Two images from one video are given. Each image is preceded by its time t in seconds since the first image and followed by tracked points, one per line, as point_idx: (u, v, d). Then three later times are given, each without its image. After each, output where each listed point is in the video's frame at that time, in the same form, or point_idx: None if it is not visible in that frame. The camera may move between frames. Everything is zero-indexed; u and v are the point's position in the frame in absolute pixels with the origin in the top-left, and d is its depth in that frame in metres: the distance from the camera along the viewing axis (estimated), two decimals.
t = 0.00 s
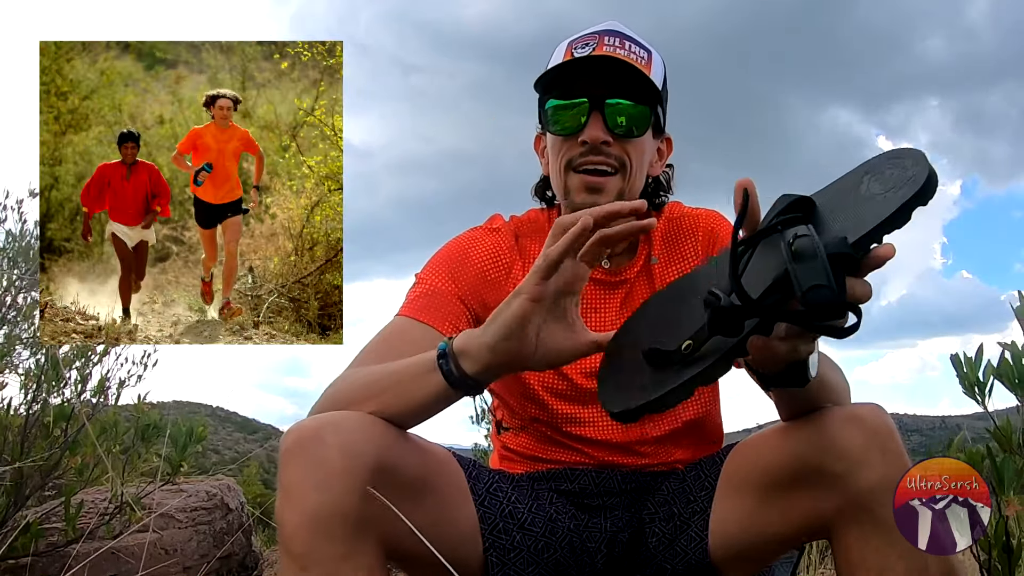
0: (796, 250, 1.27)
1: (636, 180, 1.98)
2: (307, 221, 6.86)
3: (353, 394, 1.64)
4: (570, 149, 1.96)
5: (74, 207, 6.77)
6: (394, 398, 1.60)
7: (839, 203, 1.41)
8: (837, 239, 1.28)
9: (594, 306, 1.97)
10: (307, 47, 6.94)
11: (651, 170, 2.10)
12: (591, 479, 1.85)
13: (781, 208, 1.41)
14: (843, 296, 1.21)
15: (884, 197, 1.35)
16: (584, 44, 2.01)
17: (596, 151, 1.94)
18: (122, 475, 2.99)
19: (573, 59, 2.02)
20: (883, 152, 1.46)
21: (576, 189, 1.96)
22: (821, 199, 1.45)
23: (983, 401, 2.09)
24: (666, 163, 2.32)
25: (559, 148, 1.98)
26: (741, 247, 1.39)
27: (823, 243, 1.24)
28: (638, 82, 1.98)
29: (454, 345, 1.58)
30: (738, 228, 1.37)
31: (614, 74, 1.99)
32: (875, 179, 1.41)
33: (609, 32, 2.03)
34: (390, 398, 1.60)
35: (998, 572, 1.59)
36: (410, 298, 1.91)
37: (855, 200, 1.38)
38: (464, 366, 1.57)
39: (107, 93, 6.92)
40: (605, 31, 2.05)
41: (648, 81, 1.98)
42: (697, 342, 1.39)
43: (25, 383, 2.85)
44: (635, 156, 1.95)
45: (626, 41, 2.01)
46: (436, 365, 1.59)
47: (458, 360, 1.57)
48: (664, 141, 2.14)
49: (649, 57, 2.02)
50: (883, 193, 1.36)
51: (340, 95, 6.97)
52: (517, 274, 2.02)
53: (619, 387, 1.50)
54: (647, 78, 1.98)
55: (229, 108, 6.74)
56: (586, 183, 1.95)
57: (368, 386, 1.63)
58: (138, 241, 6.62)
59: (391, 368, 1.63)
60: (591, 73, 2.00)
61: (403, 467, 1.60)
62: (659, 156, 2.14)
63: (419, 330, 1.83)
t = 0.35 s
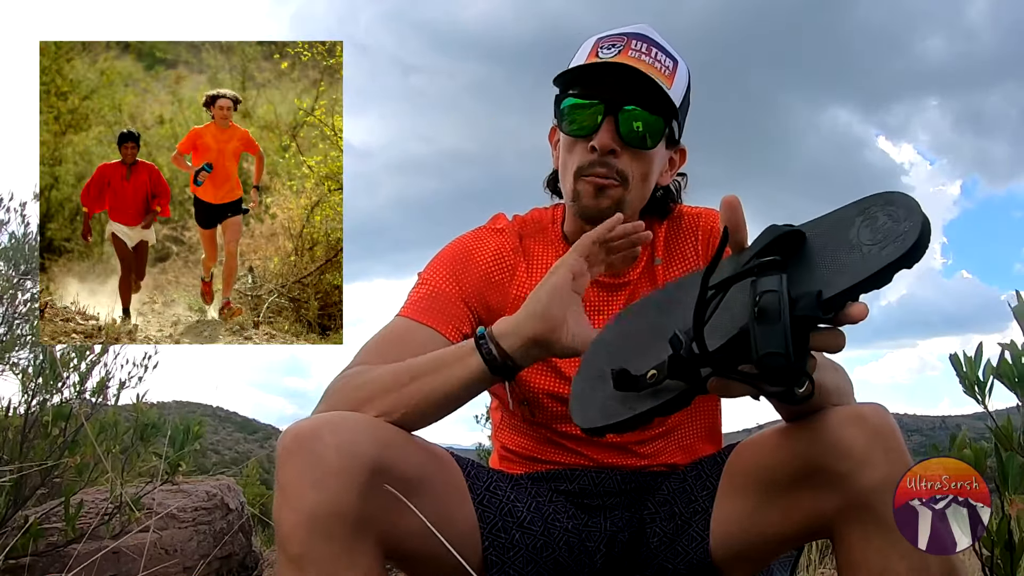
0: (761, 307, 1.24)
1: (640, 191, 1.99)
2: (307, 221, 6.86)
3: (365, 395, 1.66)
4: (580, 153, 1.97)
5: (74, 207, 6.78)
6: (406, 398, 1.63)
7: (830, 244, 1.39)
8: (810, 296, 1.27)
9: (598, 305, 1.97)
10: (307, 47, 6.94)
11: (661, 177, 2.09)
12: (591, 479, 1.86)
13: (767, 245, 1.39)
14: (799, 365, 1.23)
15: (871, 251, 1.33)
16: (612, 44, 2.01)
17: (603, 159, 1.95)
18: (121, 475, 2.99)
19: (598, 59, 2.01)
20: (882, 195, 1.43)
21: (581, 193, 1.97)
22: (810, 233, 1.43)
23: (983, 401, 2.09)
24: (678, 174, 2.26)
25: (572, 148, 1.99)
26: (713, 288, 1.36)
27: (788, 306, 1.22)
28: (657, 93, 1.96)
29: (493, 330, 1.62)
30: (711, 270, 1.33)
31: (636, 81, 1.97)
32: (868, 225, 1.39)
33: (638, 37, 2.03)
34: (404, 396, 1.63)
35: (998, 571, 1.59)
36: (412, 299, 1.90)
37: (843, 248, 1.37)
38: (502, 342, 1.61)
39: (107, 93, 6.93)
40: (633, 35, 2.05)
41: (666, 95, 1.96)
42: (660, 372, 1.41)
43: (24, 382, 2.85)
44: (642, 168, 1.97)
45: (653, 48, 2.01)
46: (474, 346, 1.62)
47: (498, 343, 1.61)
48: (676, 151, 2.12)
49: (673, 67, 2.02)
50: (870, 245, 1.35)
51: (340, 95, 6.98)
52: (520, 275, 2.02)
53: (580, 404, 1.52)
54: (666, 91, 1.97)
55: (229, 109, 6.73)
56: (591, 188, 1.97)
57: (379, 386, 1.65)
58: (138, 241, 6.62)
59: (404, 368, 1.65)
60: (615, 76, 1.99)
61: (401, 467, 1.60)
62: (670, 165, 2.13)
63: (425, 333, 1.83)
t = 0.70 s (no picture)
0: (784, 320, 1.25)
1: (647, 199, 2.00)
2: (307, 221, 6.86)
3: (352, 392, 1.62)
4: (586, 165, 1.97)
5: (74, 207, 6.78)
6: (394, 392, 1.58)
7: (850, 259, 1.38)
8: (827, 311, 1.27)
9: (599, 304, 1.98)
10: (307, 47, 6.94)
11: (663, 175, 2.09)
12: (590, 478, 1.85)
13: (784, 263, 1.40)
14: (815, 379, 1.23)
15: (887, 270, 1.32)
16: (612, 49, 2.01)
17: (615, 171, 1.96)
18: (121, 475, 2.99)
19: (600, 65, 2.00)
20: (906, 214, 1.40)
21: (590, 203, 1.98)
22: (832, 248, 1.43)
23: (980, 402, 2.09)
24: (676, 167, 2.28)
25: (576, 161, 1.98)
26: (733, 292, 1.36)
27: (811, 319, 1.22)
28: (663, 100, 1.97)
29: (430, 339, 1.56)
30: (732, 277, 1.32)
31: (640, 91, 1.98)
32: (889, 243, 1.38)
33: (638, 40, 2.03)
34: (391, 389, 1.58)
35: (998, 572, 1.59)
36: (412, 299, 1.91)
37: (860, 267, 1.36)
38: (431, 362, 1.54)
39: (107, 93, 6.92)
40: (630, 37, 2.04)
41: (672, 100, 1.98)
42: (668, 371, 1.43)
43: (24, 382, 2.85)
44: (650, 177, 1.97)
45: (654, 52, 2.02)
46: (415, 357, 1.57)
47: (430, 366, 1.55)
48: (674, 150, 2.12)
49: (674, 71, 2.03)
50: (892, 263, 1.33)
51: (340, 95, 6.98)
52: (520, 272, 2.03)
53: (585, 400, 1.56)
54: (671, 97, 1.98)
55: (229, 108, 6.72)
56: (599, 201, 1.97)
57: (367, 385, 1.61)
58: (138, 241, 6.62)
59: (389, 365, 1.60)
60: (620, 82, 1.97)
61: (401, 467, 1.60)
62: (669, 161, 2.14)
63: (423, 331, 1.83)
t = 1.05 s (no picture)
0: (766, 292, 1.15)
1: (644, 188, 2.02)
2: (308, 222, 6.86)
3: (359, 394, 1.64)
4: (580, 164, 1.98)
5: (74, 207, 6.78)
6: (404, 398, 1.59)
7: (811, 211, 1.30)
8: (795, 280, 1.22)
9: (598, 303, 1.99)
10: (307, 47, 6.94)
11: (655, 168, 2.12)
12: (590, 477, 1.85)
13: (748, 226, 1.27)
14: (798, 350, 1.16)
15: (859, 235, 1.23)
16: (588, 47, 2.04)
17: (610, 164, 1.97)
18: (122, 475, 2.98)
19: (577, 65, 2.03)
20: (856, 168, 1.28)
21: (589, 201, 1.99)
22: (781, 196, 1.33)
23: (979, 401, 2.09)
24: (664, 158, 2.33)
25: (569, 162, 2.00)
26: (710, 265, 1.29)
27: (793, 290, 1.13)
28: (645, 87, 2.00)
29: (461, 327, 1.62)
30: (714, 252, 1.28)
31: (622, 82, 2.00)
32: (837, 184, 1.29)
33: (611, 36, 2.07)
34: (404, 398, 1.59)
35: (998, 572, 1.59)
36: (409, 297, 1.91)
37: (824, 230, 1.24)
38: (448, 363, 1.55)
39: (107, 93, 6.92)
40: (604, 35, 2.08)
41: (654, 85, 2.00)
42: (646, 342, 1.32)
43: (24, 382, 2.85)
44: (644, 166, 1.99)
45: (630, 45, 2.05)
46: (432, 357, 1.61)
47: (450, 377, 1.56)
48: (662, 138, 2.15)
49: (651, 60, 2.06)
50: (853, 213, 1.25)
51: (340, 95, 6.98)
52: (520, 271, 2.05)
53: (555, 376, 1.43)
54: (652, 83, 2.01)
55: (229, 109, 6.73)
56: (598, 197, 1.99)
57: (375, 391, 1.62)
58: (138, 241, 6.62)
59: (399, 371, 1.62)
60: (598, 77, 1.99)
61: (400, 467, 1.60)
62: (659, 153, 2.17)
63: (421, 329, 1.84)
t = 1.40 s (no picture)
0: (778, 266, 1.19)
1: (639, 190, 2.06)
2: (308, 222, 6.86)
3: (349, 391, 1.63)
4: (575, 169, 2.00)
5: (74, 207, 6.78)
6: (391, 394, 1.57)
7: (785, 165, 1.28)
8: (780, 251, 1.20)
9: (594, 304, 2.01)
10: (307, 47, 6.94)
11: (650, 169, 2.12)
12: (590, 477, 1.85)
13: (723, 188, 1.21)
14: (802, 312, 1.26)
15: (800, 191, 1.30)
16: (581, 49, 2.04)
17: (603, 171, 1.99)
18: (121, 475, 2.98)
19: (570, 67, 2.03)
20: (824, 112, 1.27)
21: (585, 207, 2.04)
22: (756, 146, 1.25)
23: (982, 400, 2.08)
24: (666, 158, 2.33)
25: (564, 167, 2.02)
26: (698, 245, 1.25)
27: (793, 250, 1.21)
28: (637, 90, 2.01)
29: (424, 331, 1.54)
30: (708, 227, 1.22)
31: (616, 85, 2.01)
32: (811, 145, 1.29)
33: (606, 36, 2.06)
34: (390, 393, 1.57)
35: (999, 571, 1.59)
36: (407, 296, 1.92)
37: (779, 176, 1.27)
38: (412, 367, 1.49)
39: (107, 93, 6.92)
40: (597, 35, 2.08)
41: (646, 89, 2.01)
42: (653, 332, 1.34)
43: (24, 383, 2.85)
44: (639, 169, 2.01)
45: (624, 46, 2.05)
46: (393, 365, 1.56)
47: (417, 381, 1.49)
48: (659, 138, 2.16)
49: (645, 60, 2.06)
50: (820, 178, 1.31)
51: (340, 95, 6.98)
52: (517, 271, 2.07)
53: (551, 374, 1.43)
54: (644, 86, 2.02)
55: (229, 109, 6.72)
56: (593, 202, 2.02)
57: (359, 384, 1.60)
58: (138, 241, 6.63)
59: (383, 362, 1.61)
60: (592, 80, 2.00)
61: (399, 467, 1.60)
62: (656, 152, 2.17)
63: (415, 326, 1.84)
